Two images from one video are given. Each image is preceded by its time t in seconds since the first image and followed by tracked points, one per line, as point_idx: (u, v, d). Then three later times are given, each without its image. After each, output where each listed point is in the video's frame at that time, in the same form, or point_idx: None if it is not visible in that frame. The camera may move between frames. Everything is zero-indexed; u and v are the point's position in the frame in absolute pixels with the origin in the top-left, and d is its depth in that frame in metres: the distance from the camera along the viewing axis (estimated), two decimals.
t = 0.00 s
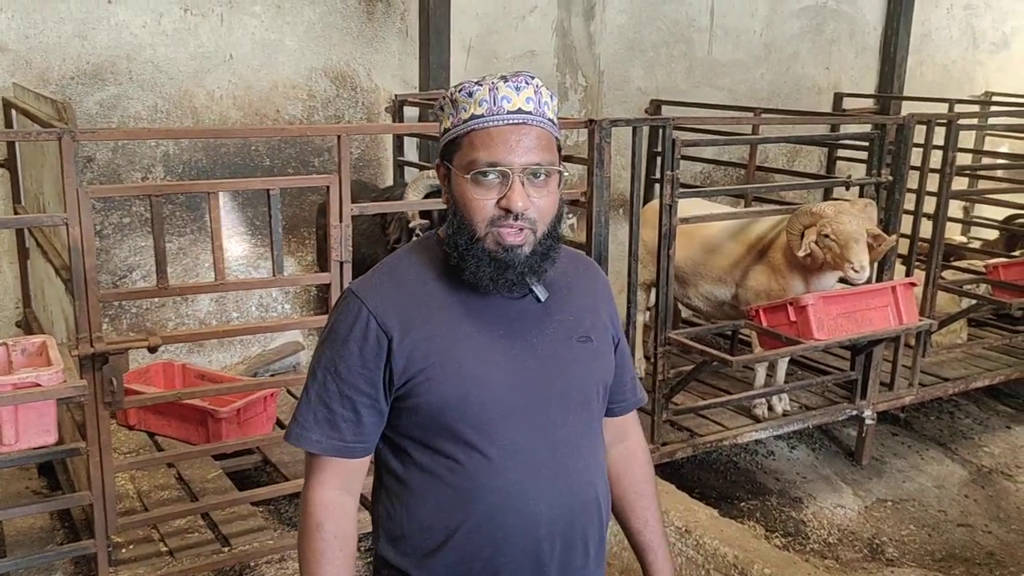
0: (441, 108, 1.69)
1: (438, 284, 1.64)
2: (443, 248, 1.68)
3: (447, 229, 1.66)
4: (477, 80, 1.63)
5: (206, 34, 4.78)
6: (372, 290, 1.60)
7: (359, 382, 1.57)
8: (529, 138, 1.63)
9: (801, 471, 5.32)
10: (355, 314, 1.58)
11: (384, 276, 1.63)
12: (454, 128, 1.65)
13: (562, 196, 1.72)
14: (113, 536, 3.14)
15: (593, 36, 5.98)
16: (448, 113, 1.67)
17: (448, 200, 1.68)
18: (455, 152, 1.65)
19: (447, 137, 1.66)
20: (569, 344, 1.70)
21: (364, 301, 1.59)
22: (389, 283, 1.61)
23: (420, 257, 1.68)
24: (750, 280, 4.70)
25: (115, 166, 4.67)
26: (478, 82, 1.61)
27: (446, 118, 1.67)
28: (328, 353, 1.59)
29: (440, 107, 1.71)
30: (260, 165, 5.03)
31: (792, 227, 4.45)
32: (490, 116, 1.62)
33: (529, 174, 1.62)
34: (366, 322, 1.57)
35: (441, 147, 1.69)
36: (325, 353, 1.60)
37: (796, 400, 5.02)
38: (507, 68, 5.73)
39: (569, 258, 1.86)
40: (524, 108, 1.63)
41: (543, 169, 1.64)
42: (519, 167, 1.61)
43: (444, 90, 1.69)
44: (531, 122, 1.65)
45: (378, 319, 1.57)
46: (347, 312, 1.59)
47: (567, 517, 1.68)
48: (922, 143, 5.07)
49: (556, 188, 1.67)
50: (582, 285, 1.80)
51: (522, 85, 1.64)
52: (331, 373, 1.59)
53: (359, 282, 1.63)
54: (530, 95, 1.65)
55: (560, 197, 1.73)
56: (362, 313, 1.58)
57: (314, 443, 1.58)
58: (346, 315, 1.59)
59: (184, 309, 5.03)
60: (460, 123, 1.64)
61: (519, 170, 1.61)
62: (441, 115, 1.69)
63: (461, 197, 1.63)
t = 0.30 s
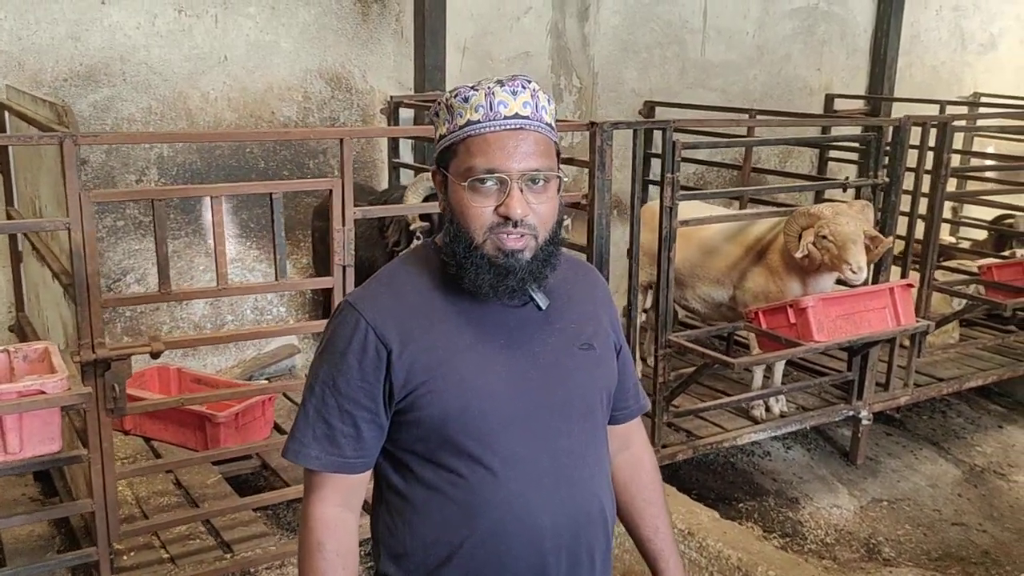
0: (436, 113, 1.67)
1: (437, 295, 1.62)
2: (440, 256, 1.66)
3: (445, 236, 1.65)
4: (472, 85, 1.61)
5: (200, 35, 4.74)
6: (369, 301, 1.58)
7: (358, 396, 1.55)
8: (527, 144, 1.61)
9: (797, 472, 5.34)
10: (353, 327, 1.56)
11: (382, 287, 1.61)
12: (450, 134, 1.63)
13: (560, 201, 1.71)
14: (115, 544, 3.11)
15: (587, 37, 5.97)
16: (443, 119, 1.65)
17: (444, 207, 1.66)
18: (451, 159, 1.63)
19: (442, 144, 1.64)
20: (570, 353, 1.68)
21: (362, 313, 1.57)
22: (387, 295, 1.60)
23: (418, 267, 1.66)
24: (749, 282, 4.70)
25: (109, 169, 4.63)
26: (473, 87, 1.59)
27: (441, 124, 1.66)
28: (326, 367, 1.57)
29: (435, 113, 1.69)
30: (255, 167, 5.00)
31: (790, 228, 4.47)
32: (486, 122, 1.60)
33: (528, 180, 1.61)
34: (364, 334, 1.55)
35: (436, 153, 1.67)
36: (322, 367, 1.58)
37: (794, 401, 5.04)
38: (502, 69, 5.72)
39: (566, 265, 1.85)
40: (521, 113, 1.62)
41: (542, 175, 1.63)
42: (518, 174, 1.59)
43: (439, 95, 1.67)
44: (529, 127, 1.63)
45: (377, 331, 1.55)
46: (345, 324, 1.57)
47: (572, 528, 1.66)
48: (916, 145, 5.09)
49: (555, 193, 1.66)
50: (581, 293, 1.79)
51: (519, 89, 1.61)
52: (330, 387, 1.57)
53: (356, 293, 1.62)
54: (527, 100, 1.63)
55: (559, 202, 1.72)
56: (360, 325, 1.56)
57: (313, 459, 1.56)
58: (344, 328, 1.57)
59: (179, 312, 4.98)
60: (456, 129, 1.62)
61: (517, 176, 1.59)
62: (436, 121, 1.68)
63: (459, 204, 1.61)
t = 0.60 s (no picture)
0: (432, 113, 1.67)
1: (434, 301, 1.61)
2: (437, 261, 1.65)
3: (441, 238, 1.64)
4: (467, 83, 1.60)
5: (196, 35, 4.71)
6: (366, 308, 1.57)
7: (354, 405, 1.54)
8: (525, 142, 1.60)
9: (795, 469, 5.37)
10: (349, 334, 1.55)
11: (379, 294, 1.60)
12: (446, 133, 1.62)
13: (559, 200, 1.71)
14: (120, 550, 3.09)
15: (581, 37, 5.98)
16: (439, 118, 1.64)
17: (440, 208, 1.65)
18: (448, 159, 1.62)
19: (439, 143, 1.64)
20: (571, 357, 1.67)
21: (359, 320, 1.56)
22: (384, 301, 1.58)
23: (415, 272, 1.65)
24: (747, 281, 4.72)
25: (104, 170, 4.59)
26: (468, 85, 1.59)
27: (437, 123, 1.65)
28: (322, 376, 1.56)
29: (431, 113, 1.68)
30: (252, 168, 4.97)
31: (789, 226, 4.49)
32: (481, 119, 1.59)
33: (526, 179, 1.60)
34: (360, 342, 1.54)
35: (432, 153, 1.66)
36: (318, 376, 1.57)
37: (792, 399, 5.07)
38: (497, 69, 5.71)
39: (567, 269, 1.84)
40: (518, 110, 1.61)
41: (540, 173, 1.62)
42: (515, 172, 1.59)
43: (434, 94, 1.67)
44: (526, 124, 1.62)
45: (374, 339, 1.54)
46: (342, 332, 1.56)
47: (577, 536, 1.64)
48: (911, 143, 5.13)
49: (554, 192, 1.65)
50: (581, 296, 1.78)
51: (515, 86, 1.61)
52: (326, 397, 1.56)
53: (353, 300, 1.61)
54: (524, 97, 1.62)
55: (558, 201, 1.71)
56: (357, 332, 1.55)
57: (310, 470, 1.55)
58: (340, 336, 1.56)
59: (175, 314, 4.95)
60: (451, 128, 1.61)
61: (514, 175, 1.59)
62: (433, 120, 1.67)
63: (455, 205, 1.60)
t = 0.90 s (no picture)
0: (429, 112, 1.61)
1: (433, 306, 1.56)
2: (434, 264, 1.61)
3: (440, 242, 1.59)
4: (463, 80, 1.55)
5: (193, 35, 4.68)
6: (362, 312, 1.52)
7: (350, 414, 1.50)
8: (525, 140, 1.55)
9: (793, 466, 5.39)
10: (344, 340, 1.50)
11: (375, 297, 1.55)
12: (443, 134, 1.57)
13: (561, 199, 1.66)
14: (127, 551, 3.08)
15: (578, 36, 5.98)
16: (436, 117, 1.59)
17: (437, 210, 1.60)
18: (445, 160, 1.57)
19: (436, 144, 1.58)
20: (574, 364, 1.63)
21: (353, 325, 1.51)
22: (380, 306, 1.54)
23: (412, 276, 1.61)
24: (747, 279, 4.74)
25: (102, 170, 4.56)
26: (465, 82, 1.53)
27: (434, 123, 1.60)
28: (315, 383, 1.52)
29: (427, 112, 1.63)
30: (250, 168, 4.95)
31: (789, 224, 4.51)
32: (479, 118, 1.53)
33: (527, 179, 1.55)
34: (356, 349, 1.49)
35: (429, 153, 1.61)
36: (312, 383, 1.52)
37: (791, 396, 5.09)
38: (495, 68, 5.71)
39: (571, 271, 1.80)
40: (517, 108, 1.55)
41: (541, 173, 1.57)
42: (515, 172, 1.53)
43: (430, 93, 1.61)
44: (525, 122, 1.57)
45: (369, 345, 1.49)
46: (336, 337, 1.51)
47: (579, 549, 1.61)
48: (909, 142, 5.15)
49: (555, 193, 1.61)
50: (585, 299, 1.74)
51: (513, 83, 1.55)
52: (320, 405, 1.51)
53: (348, 304, 1.56)
54: (523, 94, 1.56)
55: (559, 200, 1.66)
56: (351, 338, 1.50)
57: (303, 481, 1.50)
58: (334, 341, 1.51)
59: (173, 315, 4.92)
60: (447, 128, 1.56)
61: (515, 175, 1.54)
62: (430, 120, 1.61)
63: (455, 207, 1.55)
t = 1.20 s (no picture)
0: (422, 117, 1.60)
1: (429, 316, 1.54)
2: (429, 273, 1.59)
3: (433, 250, 1.57)
4: (457, 84, 1.53)
5: (191, 35, 4.68)
6: (357, 325, 1.51)
7: (346, 428, 1.48)
8: (519, 146, 1.54)
9: (790, 463, 5.43)
10: (339, 354, 1.49)
11: (370, 309, 1.54)
12: (436, 139, 1.56)
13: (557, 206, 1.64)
14: (132, 553, 3.07)
15: (574, 35, 6.00)
16: (429, 122, 1.58)
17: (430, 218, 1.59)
18: (438, 167, 1.55)
19: (429, 149, 1.57)
20: (575, 372, 1.61)
21: (348, 338, 1.49)
22: (375, 318, 1.52)
23: (408, 286, 1.59)
24: (745, 277, 4.77)
25: (100, 172, 4.55)
26: (458, 86, 1.52)
27: (428, 128, 1.58)
28: (312, 398, 1.50)
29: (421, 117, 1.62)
30: (248, 169, 4.94)
31: (787, 222, 4.53)
32: (473, 123, 1.52)
33: (520, 185, 1.53)
34: (351, 362, 1.48)
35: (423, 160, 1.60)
36: (308, 397, 1.51)
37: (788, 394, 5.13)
38: (491, 68, 5.72)
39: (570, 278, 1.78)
40: (510, 112, 1.54)
41: (535, 179, 1.55)
42: (508, 178, 1.52)
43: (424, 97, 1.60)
44: (519, 127, 1.55)
45: (364, 358, 1.48)
46: (332, 351, 1.50)
47: (585, 559, 1.59)
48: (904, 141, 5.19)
49: (551, 200, 1.59)
50: (585, 306, 1.72)
51: (507, 87, 1.54)
52: (316, 419, 1.50)
53: (343, 316, 1.54)
54: (517, 98, 1.55)
55: (555, 206, 1.65)
56: (346, 351, 1.48)
57: (300, 498, 1.49)
58: (330, 355, 1.50)
59: (171, 316, 4.91)
60: (440, 133, 1.54)
61: (508, 181, 1.52)
62: (423, 124, 1.60)
63: (447, 215, 1.54)
